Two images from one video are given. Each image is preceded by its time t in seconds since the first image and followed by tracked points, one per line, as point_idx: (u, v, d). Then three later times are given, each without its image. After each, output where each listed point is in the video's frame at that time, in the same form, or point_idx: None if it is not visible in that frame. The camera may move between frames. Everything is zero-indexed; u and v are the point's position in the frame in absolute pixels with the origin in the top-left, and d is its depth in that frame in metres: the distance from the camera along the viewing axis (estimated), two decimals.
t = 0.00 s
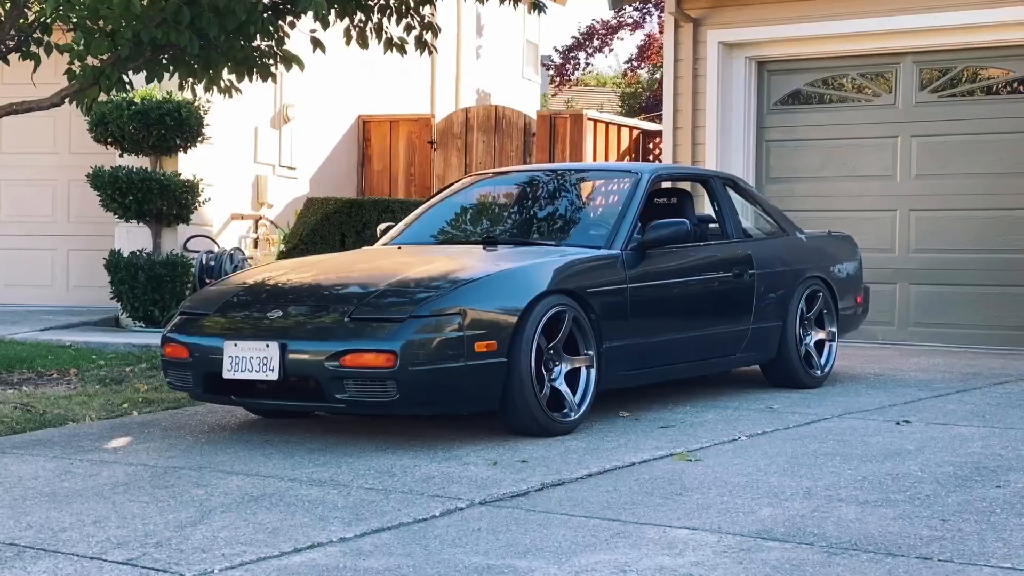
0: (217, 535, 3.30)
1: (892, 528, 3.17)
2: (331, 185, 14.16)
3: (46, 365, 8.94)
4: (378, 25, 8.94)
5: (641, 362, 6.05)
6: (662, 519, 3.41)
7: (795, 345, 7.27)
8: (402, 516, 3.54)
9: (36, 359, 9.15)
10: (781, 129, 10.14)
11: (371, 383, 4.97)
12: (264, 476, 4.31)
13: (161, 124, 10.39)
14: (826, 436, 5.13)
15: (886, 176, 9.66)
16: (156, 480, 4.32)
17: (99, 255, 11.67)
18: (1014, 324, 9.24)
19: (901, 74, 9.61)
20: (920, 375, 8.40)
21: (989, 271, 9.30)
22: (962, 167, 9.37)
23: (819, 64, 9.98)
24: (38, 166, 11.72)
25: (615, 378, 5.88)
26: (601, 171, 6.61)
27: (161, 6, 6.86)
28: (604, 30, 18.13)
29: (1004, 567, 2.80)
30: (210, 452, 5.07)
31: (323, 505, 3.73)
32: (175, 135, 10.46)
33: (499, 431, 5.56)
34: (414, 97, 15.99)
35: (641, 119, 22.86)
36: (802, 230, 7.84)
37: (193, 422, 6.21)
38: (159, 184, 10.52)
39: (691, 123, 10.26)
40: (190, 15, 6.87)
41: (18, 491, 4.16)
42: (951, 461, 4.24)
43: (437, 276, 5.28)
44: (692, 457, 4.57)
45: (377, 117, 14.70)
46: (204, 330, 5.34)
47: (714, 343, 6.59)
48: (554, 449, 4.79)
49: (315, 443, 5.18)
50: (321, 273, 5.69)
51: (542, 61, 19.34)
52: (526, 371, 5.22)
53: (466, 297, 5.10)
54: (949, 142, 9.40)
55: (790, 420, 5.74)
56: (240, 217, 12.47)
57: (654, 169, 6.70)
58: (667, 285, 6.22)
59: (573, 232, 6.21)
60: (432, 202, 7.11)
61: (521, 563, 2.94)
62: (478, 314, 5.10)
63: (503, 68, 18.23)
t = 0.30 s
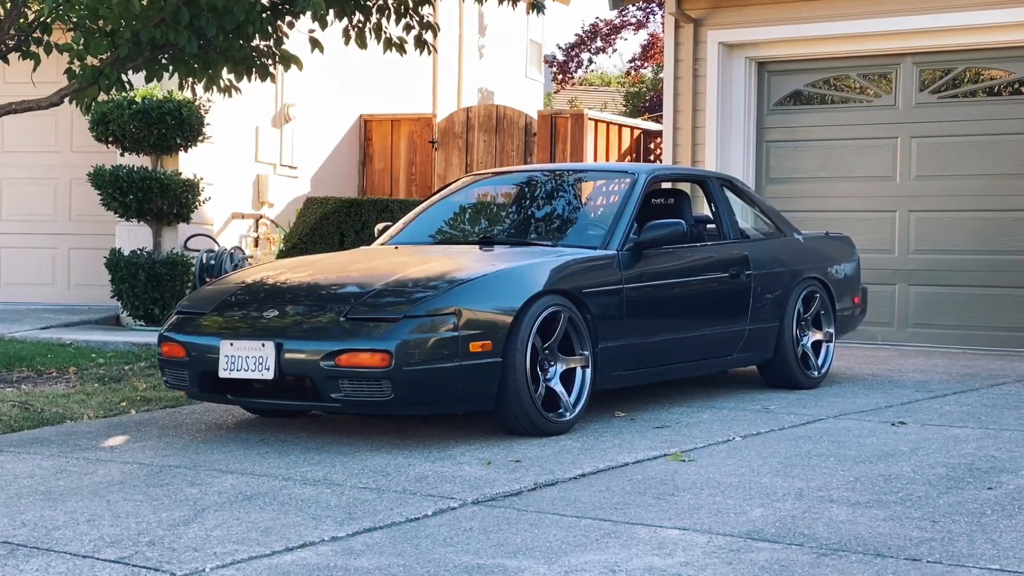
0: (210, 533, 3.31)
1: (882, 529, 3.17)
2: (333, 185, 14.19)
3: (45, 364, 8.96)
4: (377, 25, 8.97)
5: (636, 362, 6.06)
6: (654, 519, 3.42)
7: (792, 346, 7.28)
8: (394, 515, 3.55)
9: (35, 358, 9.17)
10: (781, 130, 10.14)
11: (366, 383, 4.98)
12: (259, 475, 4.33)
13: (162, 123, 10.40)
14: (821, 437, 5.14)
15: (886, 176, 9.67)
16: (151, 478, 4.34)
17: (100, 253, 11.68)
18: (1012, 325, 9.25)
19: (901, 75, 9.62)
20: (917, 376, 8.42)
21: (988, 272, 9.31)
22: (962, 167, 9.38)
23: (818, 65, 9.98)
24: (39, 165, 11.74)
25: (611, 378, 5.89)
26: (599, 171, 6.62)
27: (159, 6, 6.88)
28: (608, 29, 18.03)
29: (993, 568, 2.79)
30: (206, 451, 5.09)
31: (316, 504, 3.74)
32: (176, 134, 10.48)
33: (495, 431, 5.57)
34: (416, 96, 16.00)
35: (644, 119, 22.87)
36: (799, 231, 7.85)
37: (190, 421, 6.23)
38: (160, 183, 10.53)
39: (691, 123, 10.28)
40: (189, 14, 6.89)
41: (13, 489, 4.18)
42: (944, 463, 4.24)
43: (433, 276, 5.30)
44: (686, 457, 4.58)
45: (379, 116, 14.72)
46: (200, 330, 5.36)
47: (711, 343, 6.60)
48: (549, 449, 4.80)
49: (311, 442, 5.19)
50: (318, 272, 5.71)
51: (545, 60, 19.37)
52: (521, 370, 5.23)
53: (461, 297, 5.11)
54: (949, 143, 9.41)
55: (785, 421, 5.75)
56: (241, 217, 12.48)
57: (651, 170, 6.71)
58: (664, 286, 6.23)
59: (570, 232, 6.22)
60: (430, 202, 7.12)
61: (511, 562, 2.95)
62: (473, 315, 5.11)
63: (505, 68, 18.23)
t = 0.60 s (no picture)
0: (199, 531, 3.33)
1: (869, 529, 3.18)
2: (335, 183, 14.22)
3: (44, 361, 8.98)
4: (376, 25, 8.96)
5: (631, 362, 6.07)
6: (642, 518, 3.43)
7: (787, 346, 7.29)
8: (384, 513, 3.57)
9: (34, 355, 9.19)
10: (781, 130, 10.15)
11: (360, 381, 4.99)
12: (251, 473, 4.34)
13: (162, 121, 10.42)
14: (814, 436, 5.15)
15: (886, 177, 9.68)
16: (144, 476, 4.35)
17: (101, 251, 11.70)
18: (1011, 326, 9.26)
19: (901, 75, 9.62)
20: (914, 376, 8.42)
21: (987, 273, 9.32)
22: (962, 168, 9.38)
23: (818, 65, 9.99)
24: (39, 163, 11.76)
25: (605, 377, 5.90)
26: (597, 170, 6.63)
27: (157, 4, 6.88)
28: (612, 29, 18.13)
29: (978, 568, 2.80)
30: (200, 449, 5.10)
31: (307, 502, 3.75)
32: (176, 133, 10.50)
33: (489, 430, 5.58)
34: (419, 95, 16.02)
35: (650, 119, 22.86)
36: (796, 231, 7.86)
37: (186, 419, 6.24)
38: (160, 181, 10.54)
39: (691, 123, 10.29)
40: (187, 13, 6.89)
41: (6, 486, 4.19)
42: (935, 463, 4.25)
43: (428, 275, 5.31)
44: (678, 456, 4.59)
45: (380, 115, 14.75)
46: (196, 328, 5.37)
47: (706, 343, 6.61)
48: (542, 447, 4.81)
49: (305, 440, 5.21)
50: (314, 271, 5.72)
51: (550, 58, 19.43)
52: (514, 369, 5.25)
53: (455, 295, 5.12)
54: (950, 143, 9.41)
55: (779, 421, 5.76)
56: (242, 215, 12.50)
57: (648, 170, 6.72)
58: (659, 285, 6.24)
59: (566, 232, 6.23)
60: (428, 201, 7.13)
61: (499, 560, 2.96)
62: (467, 313, 5.12)
63: (509, 67, 18.24)
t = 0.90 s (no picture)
0: (189, 527, 3.33)
1: (858, 527, 3.19)
2: (336, 183, 14.24)
3: (42, 359, 9.00)
4: (375, 24, 8.95)
5: (626, 360, 6.07)
6: (631, 516, 3.44)
7: (784, 345, 7.29)
8: (375, 510, 3.57)
9: (33, 353, 9.20)
10: (781, 130, 10.15)
11: (353, 379, 5.00)
12: (244, 470, 4.35)
13: (162, 120, 10.43)
14: (807, 435, 5.15)
15: (886, 177, 9.68)
16: (136, 473, 4.36)
17: (101, 250, 11.71)
18: (1011, 326, 9.26)
19: (901, 76, 9.62)
20: (912, 376, 8.42)
21: (986, 273, 9.33)
22: (962, 168, 9.38)
23: (819, 65, 9.99)
24: (40, 162, 11.77)
25: (600, 376, 5.90)
26: (594, 170, 6.63)
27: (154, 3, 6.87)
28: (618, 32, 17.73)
29: (963, 565, 2.80)
30: (194, 446, 5.11)
31: (298, 498, 3.76)
32: (177, 131, 10.51)
33: (483, 428, 5.59)
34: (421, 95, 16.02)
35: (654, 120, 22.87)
36: (793, 230, 7.86)
37: (183, 417, 6.25)
38: (160, 180, 10.55)
39: (691, 123, 10.29)
40: (184, 12, 6.89)
41: None
42: (927, 461, 4.26)
43: (423, 273, 5.31)
44: (670, 454, 4.60)
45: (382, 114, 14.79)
46: (191, 326, 5.38)
47: (702, 341, 6.61)
48: (536, 445, 4.82)
49: (299, 438, 5.21)
50: (310, 269, 5.73)
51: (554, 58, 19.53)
52: (508, 366, 5.25)
53: (449, 294, 5.13)
54: (950, 143, 9.40)
55: (773, 420, 5.76)
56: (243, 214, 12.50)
57: (645, 169, 6.74)
58: (655, 284, 6.24)
59: (563, 230, 6.24)
60: (425, 200, 7.14)
61: (486, 557, 2.97)
62: (462, 311, 5.13)
63: (513, 68, 18.25)
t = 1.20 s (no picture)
0: (180, 523, 3.34)
1: (849, 524, 3.18)
2: (338, 182, 14.25)
3: (42, 357, 9.01)
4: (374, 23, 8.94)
5: (623, 359, 6.07)
6: (622, 513, 3.44)
7: (782, 344, 7.29)
8: (366, 506, 3.57)
9: (32, 351, 9.21)
10: (782, 131, 10.14)
11: (347, 376, 5.00)
12: (238, 467, 4.35)
13: (163, 119, 10.43)
14: (803, 434, 5.15)
15: (886, 177, 9.67)
16: (130, 469, 4.36)
17: (102, 248, 11.71)
18: (1011, 327, 9.25)
19: (902, 76, 9.61)
20: (910, 376, 8.41)
21: (986, 274, 9.32)
22: (963, 169, 9.37)
23: (819, 65, 9.99)
24: (41, 160, 11.78)
25: (597, 374, 5.90)
26: (593, 168, 6.63)
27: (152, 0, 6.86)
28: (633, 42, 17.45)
29: (952, 562, 2.79)
30: (190, 442, 5.12)
31: (291, 495, 3.76)
32: (178, 130, 10.52)
33: (479, 426, 5.59)
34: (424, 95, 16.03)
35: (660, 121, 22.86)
36: (792, 230, 7.86)
37: (179, 414, 6.25)
38: (161, 178, 10.54)
39: (692, 123, 10.28)
40: (182, 10, 6.88)
41: None
42: (920, 460, 4.26)
43: (419, 271, 5.31)
44: (664, 453, 4.59)
45: (385, 113, 14.83)
46: (187, 323, 5.38)
47: (698, 340, 6.61)
48: (530, 443, 4.82)
49: (295, 435, 5.22)
50: (307, 266, 5.73)
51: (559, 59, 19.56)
52: (503, 365, 5.25)
53: (444, 292, 5.13)
54: (951, 144, 9.40)
55: (769, 419, 5.76)
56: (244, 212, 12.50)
57: (644, 168, 6.74)
58: (653, 283, 6.24)
59: (561, 229, 6.24)
60: (424, 198, 7.14)
61: (476, 553, 2.96)
62: (458, 309, 5.13)
63: (517, 68, 18.26)
